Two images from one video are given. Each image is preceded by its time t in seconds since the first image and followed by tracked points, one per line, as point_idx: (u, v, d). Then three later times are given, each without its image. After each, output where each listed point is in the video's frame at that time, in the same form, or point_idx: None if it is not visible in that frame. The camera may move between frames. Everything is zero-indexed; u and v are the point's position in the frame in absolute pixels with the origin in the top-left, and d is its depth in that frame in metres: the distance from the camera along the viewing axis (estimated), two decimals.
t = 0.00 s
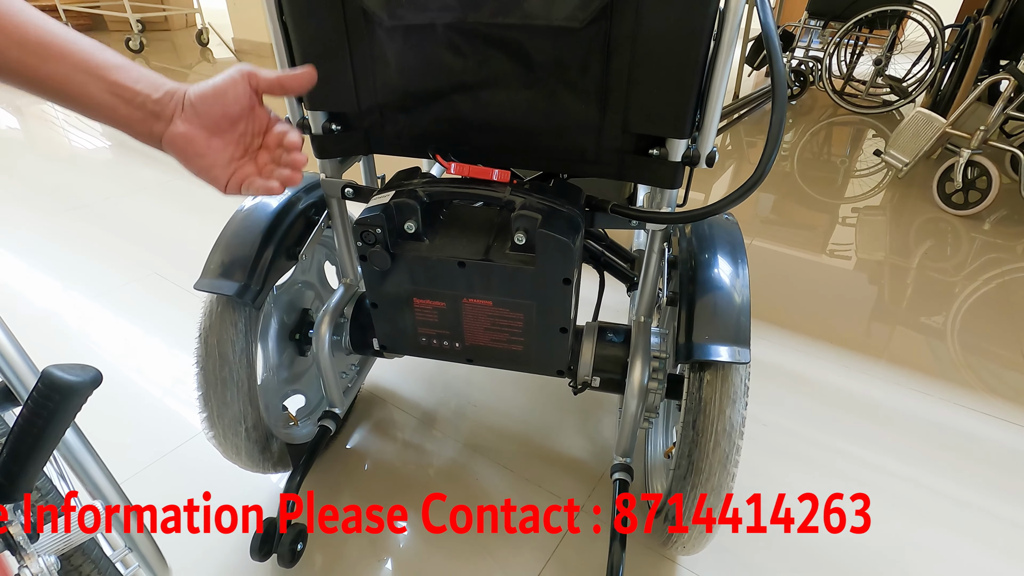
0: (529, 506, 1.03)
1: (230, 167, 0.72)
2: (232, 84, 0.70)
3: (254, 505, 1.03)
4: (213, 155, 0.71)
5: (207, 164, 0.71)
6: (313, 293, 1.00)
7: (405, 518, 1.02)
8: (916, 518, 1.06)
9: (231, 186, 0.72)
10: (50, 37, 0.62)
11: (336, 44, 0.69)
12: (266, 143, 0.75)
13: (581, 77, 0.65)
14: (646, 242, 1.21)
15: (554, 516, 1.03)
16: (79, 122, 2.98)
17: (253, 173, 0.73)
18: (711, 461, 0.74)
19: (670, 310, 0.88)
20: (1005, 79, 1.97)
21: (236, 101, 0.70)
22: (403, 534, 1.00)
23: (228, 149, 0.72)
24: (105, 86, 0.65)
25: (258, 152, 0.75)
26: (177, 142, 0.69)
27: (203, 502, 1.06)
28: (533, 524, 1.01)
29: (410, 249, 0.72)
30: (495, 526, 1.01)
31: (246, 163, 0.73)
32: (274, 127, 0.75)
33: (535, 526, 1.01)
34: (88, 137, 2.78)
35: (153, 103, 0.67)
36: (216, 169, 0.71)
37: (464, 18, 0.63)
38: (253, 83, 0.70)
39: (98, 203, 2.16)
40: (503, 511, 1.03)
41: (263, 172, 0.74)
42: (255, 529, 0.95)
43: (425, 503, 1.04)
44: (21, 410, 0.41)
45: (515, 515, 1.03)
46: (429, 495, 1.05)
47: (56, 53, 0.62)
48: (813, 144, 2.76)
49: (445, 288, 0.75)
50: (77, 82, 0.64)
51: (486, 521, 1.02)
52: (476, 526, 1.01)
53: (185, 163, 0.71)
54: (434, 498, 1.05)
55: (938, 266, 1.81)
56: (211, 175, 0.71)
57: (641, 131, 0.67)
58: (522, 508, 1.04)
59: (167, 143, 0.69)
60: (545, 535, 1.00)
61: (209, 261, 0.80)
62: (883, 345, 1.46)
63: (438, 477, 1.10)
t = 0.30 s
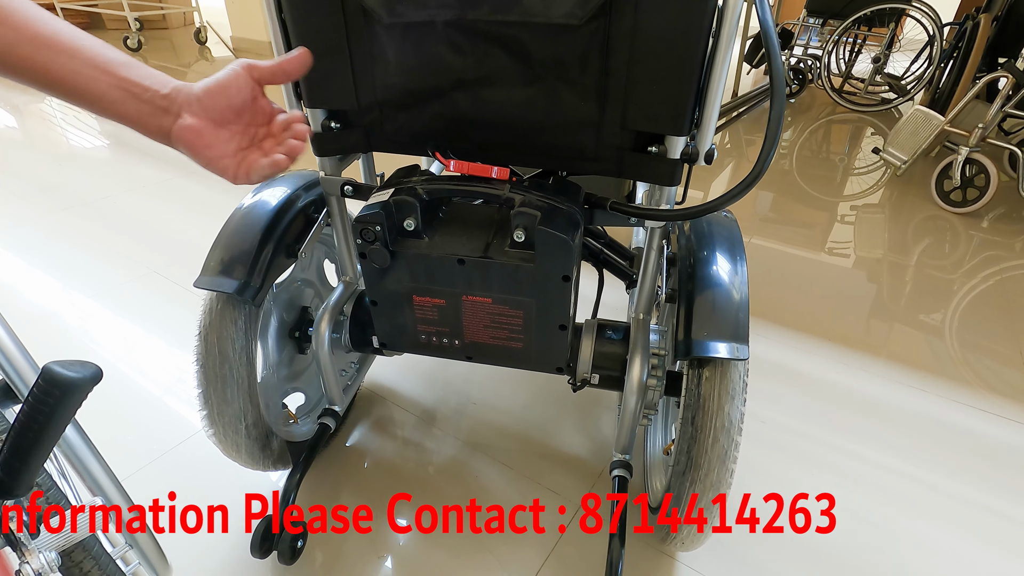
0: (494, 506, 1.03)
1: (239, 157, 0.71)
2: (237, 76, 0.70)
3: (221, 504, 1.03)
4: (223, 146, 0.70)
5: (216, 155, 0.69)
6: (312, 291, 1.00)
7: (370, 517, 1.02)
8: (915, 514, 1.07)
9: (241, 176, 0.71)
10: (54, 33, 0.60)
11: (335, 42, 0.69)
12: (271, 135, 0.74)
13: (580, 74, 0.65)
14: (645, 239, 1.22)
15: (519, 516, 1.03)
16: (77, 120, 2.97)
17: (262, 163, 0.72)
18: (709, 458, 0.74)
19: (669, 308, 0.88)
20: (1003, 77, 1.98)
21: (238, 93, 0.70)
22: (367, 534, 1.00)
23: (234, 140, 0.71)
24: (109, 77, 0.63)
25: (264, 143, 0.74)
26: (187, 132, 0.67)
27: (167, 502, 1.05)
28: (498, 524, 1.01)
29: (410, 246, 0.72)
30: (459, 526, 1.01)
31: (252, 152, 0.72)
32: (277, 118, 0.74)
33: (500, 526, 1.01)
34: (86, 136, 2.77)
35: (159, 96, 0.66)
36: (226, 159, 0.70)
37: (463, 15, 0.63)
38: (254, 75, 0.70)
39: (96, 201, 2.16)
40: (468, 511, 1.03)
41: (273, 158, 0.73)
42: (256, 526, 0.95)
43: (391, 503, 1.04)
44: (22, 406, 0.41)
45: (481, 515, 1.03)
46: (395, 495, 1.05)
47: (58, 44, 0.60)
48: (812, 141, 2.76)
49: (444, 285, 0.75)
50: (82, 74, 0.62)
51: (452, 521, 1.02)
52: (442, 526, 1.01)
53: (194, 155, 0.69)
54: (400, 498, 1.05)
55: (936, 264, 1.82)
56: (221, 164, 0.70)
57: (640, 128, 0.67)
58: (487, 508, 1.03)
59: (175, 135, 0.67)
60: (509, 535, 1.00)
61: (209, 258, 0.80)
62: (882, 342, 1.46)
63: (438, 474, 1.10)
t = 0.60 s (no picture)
0: (459, 506, 1.04)
1: (286, 121, 0.75)
2: (277, 39, 0.69)
3: (184, 504, 1.03)
4: (269, 114, 0.73)
5: (264, 121, 0.74)
6: (311, 291, 1.01)
7: (335, 517, 1.02)
8: (909, 510, 1.08)
9: (290, 140, 0.75)
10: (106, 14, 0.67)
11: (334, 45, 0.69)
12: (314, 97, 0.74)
13: (578, 77, 0.66)
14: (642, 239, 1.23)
15: (484, 516, 1.03)
16: (72, 118, 2.97)
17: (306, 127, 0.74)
18: (705, 456, 0.75)
19: (666, 307, 0.89)
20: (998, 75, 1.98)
21: (281, 58, 0.70)
22: (331, 535, 1.00)
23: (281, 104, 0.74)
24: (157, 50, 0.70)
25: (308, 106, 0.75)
26: (233, 102, 0.72)
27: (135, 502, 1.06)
28: (463, 524, 1.02)
29: (410, 248, 0.73)
30: (425, 525, 1.02)
31: (299, 115, 0.75)
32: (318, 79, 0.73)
33: (466, 526, 1.02)
34: (82, 133, 2.77)
35: (207, 66, 0.71)
36: (273, 126, 0.74)
37: (462, 18, 0.64)
38: (294, 39, 0.68)
39: (94, 200, 2.16)
40: (433, 511, 1.03)
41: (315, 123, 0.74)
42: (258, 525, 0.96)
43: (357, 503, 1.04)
44: (34, 414, 0.42)
45: (447, 515, 1.03)
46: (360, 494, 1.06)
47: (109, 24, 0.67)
48: (809, 138, 2.77)
49: (444, 287, 0.75)
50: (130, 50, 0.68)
51: (418, 521, 1.02)
52: (408, 526, 1.02)
53: (244, 123, 0.74)
54: (365, 498, 1.05)
55: (932, 260, 1.83)
56: (268, 131, 0.74)
57: (637, 130, 0.68)
58: (452, 508, 1.04)
59: (223, 105, 0.72)
60: (474, 535, 1.01)
61: (210, 260, 0.81)
62: (878, 338, 1.48)
63: (437, 472, 1.11)
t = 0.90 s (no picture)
0: (425, 506, 1.05)
1: (277, 143, 0.77)
2: (274, 65, 0.71)
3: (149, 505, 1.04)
4: (261, 136, 0.76)
5: (255, 142, 0.76)
6: (308, 292, 1.01)
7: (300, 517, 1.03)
8: (900, 503, 1.10)
9: (279, 161, 0.78)
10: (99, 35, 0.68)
11: (329, 49, 0.70)
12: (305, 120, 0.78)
13: (573, 80, 0.67)
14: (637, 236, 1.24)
15: (450, 516, 1.04)
16: (65, 114, 2.95)
17: (298, 149, 0.77)
18: (699, 454, 0.76)
19: (660, 307, 0.90)
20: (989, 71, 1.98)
21: (276, 83, 0.73)
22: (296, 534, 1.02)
23: (272, 125, 0.77)
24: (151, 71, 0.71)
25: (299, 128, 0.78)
26: (225, 123, 0.74)
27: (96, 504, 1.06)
28: (428, 524, 1.02)
29: (406, 251, 0.73)
30: (390, 526, 1.02)
31: (289, 138, 0.78)
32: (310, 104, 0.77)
33: (431, 526, 1.02)
34: (75, 130, 2.75)
35: (199, 87, 0.73)
36: (264, 146, 0.77)
37: (457, 23, 0.64)
38: (291, 67, 0.71)
39: (88, 198, 2.15)
40: (398, 511, 1.03)
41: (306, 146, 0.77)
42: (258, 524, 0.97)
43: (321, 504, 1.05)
44: (37, 422, 0.43)
45: (412, 515, 1.04)
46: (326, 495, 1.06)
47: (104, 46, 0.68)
48: (803, 133, 2.78)
49: (440, 288, 0.76)
50: (124, 71, 0.69)
51: (383, 521, 1.03)
52: (373, 526, 1.02)
53: (236, 142, 0.76)
54: (329, 499, 1.06)
55: (924, 255, 1.84)
56: (259, 151, 0.77)
57: (631, 133, 0.69)
58: (417, 509, 1.05)
59: (215, 124, 0.74)
60: (440, 535, 1.01)
61: (207, 262, 0.81)
62: (870, 333, 1.49)
63: (435, 469, 1.12)
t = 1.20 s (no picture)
0: (390, 506, 1.04)
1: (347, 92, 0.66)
2: (327, 79, 0.57)
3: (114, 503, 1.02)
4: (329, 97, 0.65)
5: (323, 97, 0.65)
6: (303, 290, 1.01)
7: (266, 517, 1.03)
8: (894, 496, 1.11)
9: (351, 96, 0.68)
10: None
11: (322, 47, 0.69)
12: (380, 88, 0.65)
13: (566, 78, 0.67)
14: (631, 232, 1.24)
15: (415, 516, 1.04)
16: (54, 110, 2.92)
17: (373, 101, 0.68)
18: (693, 449, 0.77)
19: (654, 303, 0.91)
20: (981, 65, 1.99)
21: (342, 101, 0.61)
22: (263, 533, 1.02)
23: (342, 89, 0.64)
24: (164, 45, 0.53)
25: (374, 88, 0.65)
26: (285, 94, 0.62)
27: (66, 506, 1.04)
28: (394, 524, 1.02)
29: (401, 249, 0.73)
30: (356, 526, 1.02)
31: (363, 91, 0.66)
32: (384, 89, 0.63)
33: (395, 526, 1.02)
34: (64, 126, 2.73)
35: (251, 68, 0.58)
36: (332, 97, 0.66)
37: (450, 21, 0.63)
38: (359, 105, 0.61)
39: (78, 194, 2.13)
40: (364, 511, 1.03)
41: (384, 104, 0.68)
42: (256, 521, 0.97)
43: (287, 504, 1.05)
44: (34, 426, 0.44)
45: (377, 515, 1.04)
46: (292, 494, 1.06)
47: None
48: (796, 127, 2.79)
49: (435, 286, 0.76)
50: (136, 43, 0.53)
51: (348, 521, 1.02)
52: (338, 526, 1.02)
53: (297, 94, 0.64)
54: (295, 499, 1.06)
55: (916, 249, 1.85)
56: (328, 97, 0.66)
57: (625, 130, 0.69)
58: (383, 508, 1.04)
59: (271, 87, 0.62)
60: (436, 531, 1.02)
61: (201, 261, 0.81)
62: (863, 327, 1.50)
63: (431, 466, 1.12)
